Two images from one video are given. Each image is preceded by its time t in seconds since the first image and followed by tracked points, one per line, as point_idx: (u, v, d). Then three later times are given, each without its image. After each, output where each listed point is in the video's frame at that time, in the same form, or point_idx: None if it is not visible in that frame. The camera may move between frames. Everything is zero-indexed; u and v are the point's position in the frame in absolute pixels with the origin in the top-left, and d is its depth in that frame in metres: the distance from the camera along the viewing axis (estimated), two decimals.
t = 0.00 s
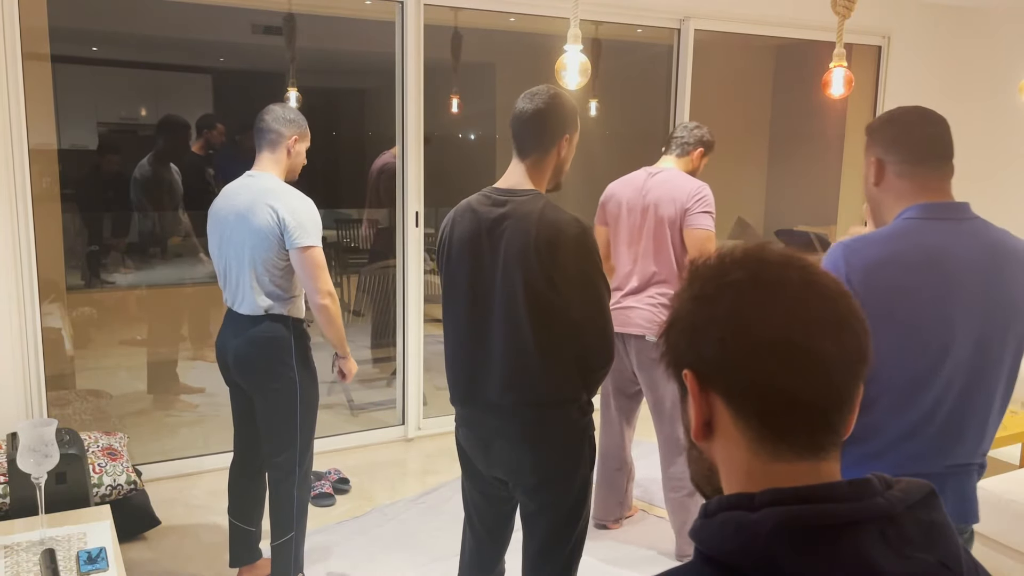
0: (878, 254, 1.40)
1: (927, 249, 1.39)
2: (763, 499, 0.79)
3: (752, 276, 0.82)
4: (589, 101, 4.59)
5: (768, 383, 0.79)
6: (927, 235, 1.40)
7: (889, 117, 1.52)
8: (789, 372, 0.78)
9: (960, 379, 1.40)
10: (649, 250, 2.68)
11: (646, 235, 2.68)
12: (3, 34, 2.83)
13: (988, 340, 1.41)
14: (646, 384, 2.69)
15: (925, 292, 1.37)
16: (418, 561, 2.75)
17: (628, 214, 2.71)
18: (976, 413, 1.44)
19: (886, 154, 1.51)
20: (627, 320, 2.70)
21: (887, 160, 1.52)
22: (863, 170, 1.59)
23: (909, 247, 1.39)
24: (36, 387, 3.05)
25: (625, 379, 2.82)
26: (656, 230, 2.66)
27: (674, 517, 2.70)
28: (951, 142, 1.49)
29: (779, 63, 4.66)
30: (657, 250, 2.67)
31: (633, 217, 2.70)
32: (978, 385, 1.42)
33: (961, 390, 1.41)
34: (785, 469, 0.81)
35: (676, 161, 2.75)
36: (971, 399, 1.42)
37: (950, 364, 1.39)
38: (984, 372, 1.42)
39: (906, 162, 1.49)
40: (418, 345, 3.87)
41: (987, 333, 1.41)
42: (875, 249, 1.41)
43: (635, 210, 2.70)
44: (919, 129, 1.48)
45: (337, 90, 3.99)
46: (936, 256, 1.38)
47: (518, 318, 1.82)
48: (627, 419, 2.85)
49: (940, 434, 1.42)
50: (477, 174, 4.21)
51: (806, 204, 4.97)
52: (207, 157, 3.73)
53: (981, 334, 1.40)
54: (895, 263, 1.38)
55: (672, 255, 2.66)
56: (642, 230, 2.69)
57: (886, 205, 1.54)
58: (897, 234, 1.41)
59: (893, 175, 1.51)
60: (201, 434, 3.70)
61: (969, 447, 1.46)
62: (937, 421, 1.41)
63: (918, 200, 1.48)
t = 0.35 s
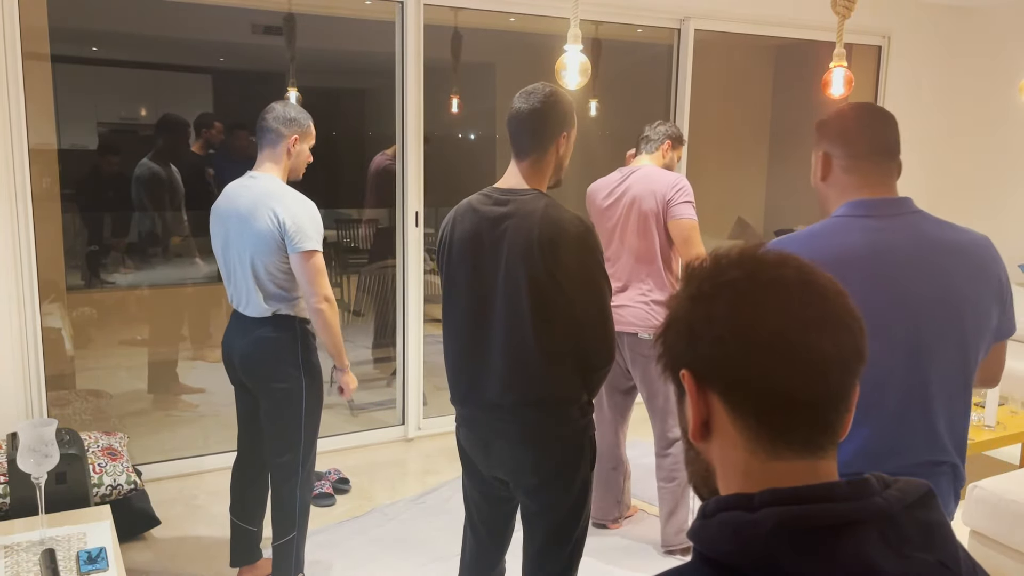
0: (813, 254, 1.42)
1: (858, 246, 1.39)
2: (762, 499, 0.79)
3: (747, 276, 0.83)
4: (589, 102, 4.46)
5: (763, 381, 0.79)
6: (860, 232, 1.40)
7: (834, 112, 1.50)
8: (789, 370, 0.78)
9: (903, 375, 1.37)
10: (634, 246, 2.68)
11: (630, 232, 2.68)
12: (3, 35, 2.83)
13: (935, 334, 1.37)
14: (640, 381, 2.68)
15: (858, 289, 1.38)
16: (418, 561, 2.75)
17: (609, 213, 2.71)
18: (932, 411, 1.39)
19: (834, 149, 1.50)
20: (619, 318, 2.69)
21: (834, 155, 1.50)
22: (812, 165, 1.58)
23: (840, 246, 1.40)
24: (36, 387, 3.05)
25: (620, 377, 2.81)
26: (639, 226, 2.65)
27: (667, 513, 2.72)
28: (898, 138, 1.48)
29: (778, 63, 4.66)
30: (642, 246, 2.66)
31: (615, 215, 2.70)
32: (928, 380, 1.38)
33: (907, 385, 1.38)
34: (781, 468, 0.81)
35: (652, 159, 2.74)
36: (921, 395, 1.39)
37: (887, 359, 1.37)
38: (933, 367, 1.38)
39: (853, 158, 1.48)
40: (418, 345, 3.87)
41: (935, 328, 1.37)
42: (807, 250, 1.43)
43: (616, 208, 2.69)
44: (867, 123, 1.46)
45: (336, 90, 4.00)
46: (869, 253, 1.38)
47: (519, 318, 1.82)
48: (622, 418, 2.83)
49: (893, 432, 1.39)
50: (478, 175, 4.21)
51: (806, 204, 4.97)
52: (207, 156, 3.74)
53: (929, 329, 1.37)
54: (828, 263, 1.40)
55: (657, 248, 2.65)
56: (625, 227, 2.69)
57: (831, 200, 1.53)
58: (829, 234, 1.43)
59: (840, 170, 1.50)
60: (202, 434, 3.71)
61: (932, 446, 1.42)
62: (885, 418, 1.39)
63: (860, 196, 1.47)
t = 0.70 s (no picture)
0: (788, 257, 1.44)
1: (828, 245, 1.41)
2: (762, 499, 0.79)
3: (744, 275, 0.83)
4: (589, 101, 4.51)
5: (758, 381, 0.79)
6: (831, 231, 1.42)
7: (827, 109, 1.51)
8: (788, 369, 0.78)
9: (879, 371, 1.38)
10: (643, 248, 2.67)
11: (640, 235, 2.67)
12: (3, 36, 2.83)
13: (910, 329, 1.38)
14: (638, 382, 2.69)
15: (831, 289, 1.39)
16: (418, 561, 2.75)
17: (620, 214, 2.70)
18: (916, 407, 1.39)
19: (824, 143, 1.50)
20: (623, 319, 2.70)
21: (824, 149, 1.50)
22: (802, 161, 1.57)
23: (810, 246, 1.42)
24: (36, 388, 3.05)
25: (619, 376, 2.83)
26: (649, 229, 2.64)
27: (662, 512, 2.73)
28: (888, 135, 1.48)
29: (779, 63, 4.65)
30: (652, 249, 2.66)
31: (627, 216, 2.69)
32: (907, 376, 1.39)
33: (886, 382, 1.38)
34: (778, 469, 0.81)
35: (663, 159, 2.73)
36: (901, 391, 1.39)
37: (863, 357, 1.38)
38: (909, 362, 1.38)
39: (841, 153, 1.47)
40: (418, 345, 3.87)
41: (916, 325, 1.38)
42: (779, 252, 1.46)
43: (628, 209, 2.68)
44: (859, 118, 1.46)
45: (336, 91, 3.99)
46: (841, 252, 1.40)
47: (519, 318, 1.82)
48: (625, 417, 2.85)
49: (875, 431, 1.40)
50: (478, 174, 4.20)
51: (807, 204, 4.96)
52: (207, 156, 3.71)
53: (917, 327, 1.38)
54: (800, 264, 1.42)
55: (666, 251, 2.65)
56: (636, 230, 2.68)
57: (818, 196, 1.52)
58: (800, 236, 1.45)
59: (828, 164, 1.49)
60: (202, 434, 3.71)
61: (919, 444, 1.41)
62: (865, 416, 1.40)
63: (845, 190, 1.47)
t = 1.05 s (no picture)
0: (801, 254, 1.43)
1: (845, 245, 1.40)
2: (761, 499, 0.79)
3: (748, 275, 0.83)
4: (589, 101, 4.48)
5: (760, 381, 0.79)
6: (848, 231, 1.41)
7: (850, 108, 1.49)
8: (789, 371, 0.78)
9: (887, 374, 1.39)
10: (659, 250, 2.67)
11: (656, 236, 2.67)
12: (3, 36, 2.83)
13: (924, 334, 1.38)
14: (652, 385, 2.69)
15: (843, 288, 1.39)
16: (419, 561, 2.75)
17: (638, 214, 2.70)
18: (923, 412, 1.40)
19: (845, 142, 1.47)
20: (634, 321, 2.73)
21: (846, 150, 1.48)
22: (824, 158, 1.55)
23: (823, 242, 1.42)
24: (36, 388, 3.04)
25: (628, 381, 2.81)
26: (666, 232, 2.64)
27: (667, 513, 2.73)
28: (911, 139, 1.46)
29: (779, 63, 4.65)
30: (667, 253, 2.65)
31: (644, 217, 2.69)
32: (916, 380, 1.39)
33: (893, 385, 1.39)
34: (778, 470, 0.81)
35: (685, 159, 2.73)
36: (909, 395, 1.39)
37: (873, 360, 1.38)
38: (919, 367, 1.38)
39: (863, 154, 1.45)
40: (418, 346, 3.87)
41: (926, 325, 1.38)
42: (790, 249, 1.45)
43: (645, 210, 2.68)
44: (882, 120, 1.44)
45: (336, 91, 3.99)
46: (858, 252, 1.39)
47: (517, 318, 1.82)
48: (633, 421, 2.85)
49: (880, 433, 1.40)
50: (478, 174, 4.20)
51: (806, 204, 4.96)
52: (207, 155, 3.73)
53: (928, 328, 1.38)
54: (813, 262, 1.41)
55: (682, 257, 2.64)
56: (653, 232, 2.68)
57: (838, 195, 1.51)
58: (815, 235, 1.44)
59: (849, 164, 1.47)
60: (202, 434, 3.71)
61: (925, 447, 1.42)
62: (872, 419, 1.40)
63: (866, 192, 1.45)
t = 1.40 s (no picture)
0: (865, 243, 1.45)
1: (914, 237, 1.42)
2: (762, 499, 0.79)
3: (751, 272, 0.83)
4: (588, 100, 4.49)
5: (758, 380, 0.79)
6: (917, 225, 1.44)
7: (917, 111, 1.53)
8: (787, 370, 0.78)
9: (940, 375, 1.39)
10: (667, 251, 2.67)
11: (664, 237, 2.67)
12: (3, 35, 2.83)
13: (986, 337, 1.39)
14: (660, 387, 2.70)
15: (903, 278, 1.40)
16: (419, 561, 2.75)
17: (646, 214, 2.70)
18: (970, 419, 1.41)
19: (917, 141, 1.51)
20: (644, 322, 2.73)
21: (915, 149, 1.51)
22: (887, 157, 1.59)
23: (888, 235, 1.44)
24: (36, 387, 3.04)
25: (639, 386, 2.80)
26: (674, 233, 2.64)
27: (669, 514, 2.74)
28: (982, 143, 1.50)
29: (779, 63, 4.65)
30: (675, 253, 2.65)
31: (651, 217, 2.69)
32: (966, 384, 1.40)
33: (942, 386, 1.39)
34: (776, 470, 0.81)
35: (693, 160, 2.74)
36: (957, 398, 1.40)
37: (924, 356, 1.39)
38: (971, 369, 1.39)
39: (932, 155, 1.49)
40: (418, 346, 3.87)
41: (982, 321, 1.39)
42: (849, 237, 1.46)
43: (653, 211, 2.68)
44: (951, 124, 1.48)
45: (336, 91, 3.99)
46: (925, 245, 1.41)
47: (513, 318, 1.82)
48: (641, 424, 2.83)
49: (921, 434, 1.41)
50: (478, 174, 4.20)
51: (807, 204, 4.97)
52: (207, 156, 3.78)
53: (982, 324, 1.39)
54: (875, 251, 1.43)
55: (690, 258, 2.64)
56: (660, 233, 2.67)
57: (902, 192, 1.55)
58: (880, 224, 1.46)
59: (918, 164, 1.51)
60: (202, 434, 3.71)
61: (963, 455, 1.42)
62: (916, 419, 1.40)
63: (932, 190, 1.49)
